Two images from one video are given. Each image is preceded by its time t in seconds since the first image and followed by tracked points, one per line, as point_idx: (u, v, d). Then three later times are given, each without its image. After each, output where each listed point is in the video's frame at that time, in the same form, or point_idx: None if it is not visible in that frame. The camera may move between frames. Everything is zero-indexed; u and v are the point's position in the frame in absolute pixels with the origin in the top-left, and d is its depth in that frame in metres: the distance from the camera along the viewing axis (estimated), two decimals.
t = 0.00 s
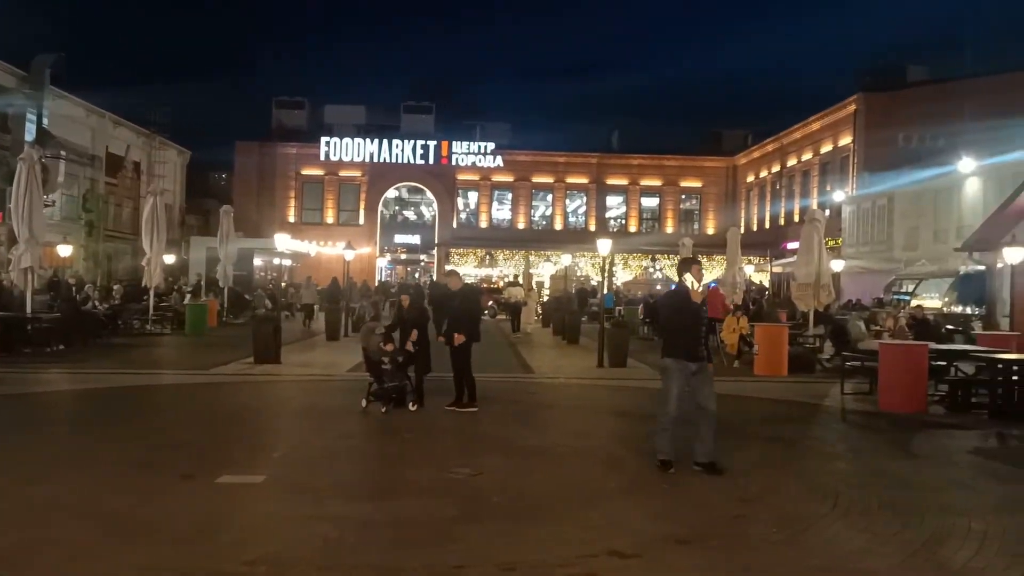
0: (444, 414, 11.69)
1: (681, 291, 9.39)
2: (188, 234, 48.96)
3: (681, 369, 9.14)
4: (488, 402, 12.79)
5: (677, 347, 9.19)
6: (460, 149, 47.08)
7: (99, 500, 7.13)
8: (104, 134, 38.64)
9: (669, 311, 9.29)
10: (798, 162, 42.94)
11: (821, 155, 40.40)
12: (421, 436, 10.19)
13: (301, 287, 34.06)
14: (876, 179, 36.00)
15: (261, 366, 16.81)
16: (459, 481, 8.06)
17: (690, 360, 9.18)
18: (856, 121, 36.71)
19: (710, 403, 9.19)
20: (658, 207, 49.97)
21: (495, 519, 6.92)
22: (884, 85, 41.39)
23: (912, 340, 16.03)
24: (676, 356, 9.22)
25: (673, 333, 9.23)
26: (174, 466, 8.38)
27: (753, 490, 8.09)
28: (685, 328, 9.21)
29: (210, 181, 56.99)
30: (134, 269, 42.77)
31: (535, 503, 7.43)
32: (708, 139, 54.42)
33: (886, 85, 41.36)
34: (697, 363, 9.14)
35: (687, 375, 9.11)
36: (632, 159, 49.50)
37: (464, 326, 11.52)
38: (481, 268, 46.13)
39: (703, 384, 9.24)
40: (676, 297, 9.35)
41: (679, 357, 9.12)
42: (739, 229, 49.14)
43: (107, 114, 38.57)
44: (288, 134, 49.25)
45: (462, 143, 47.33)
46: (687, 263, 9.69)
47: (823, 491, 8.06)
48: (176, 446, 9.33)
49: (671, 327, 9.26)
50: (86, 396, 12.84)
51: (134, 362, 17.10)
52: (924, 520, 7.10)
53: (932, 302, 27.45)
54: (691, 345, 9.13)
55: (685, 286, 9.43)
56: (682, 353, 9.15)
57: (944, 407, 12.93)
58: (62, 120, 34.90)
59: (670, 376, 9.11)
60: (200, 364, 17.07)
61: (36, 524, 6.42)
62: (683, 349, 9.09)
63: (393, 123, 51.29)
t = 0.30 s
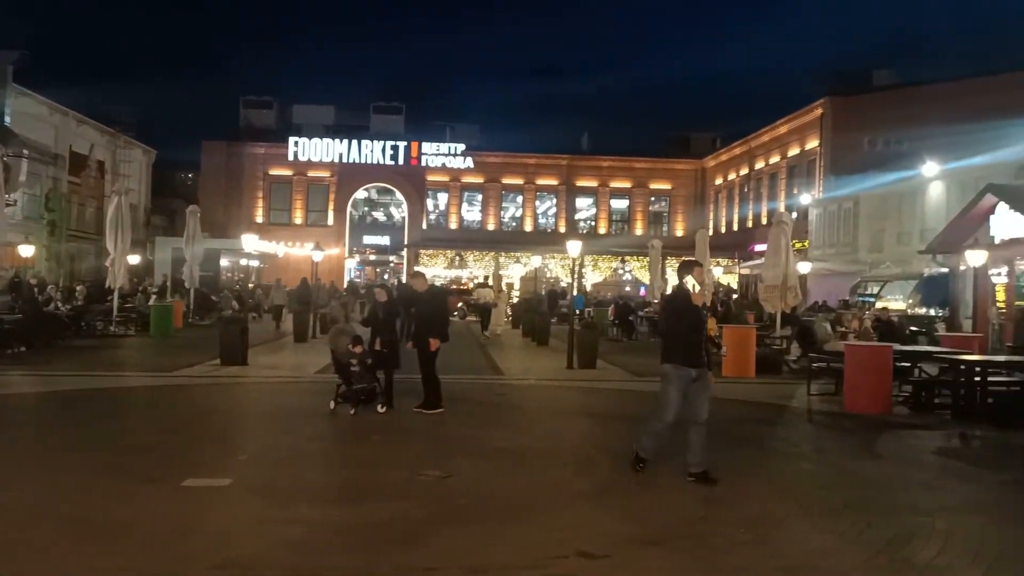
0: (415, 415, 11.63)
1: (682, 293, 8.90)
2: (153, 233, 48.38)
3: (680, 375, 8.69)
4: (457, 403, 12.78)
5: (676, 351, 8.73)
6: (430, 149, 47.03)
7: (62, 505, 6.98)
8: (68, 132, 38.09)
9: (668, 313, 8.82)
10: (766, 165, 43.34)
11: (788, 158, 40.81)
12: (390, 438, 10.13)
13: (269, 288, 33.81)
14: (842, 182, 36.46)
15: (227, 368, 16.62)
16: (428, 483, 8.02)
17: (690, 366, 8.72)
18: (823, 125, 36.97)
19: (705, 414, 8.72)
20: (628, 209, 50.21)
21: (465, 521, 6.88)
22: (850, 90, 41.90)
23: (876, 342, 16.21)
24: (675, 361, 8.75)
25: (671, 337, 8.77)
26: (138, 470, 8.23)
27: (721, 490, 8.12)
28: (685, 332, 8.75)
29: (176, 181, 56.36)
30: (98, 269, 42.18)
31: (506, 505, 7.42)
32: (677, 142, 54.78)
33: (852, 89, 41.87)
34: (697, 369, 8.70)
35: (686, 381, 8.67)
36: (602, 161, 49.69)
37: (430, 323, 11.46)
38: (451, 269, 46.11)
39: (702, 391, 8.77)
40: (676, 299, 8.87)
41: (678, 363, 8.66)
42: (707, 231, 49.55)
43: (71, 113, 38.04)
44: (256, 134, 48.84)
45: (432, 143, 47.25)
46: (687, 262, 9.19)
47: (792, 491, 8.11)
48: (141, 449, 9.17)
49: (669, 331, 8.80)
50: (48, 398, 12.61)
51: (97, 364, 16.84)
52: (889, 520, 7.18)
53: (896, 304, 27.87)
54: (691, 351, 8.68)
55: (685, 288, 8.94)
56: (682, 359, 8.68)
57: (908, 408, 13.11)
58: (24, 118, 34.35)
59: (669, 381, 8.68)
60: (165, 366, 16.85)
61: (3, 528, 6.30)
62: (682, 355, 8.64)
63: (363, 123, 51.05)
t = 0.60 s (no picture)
0: (359, 417, 11.56)
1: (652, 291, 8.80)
2: (87, 232, 47.19)
3: (654, 375, 8.61)
4: (399, 404, 12.74)
5: (649, 351, 8.65)
6: (373, 149, 47.22)
7: None
8: None
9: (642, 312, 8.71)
10: (706, 167, 44.01)
11: (728, 161, 41.51)
12: (332, 440, 10.06)
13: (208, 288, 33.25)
14: (781, 185, 37.31)
15: (164, 371, 16.30)
16: (370, 485, 8.00)
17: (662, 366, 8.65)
18: (764, 128, 37.61)
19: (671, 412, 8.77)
20: (571, 210, 50.55)
21: (407, 523, 6.89)
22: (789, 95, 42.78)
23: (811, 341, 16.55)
24: (647, 361, 8.68)
25: (644, 337, 8.67)
26: (70, 476, 8.04)
27: (661, 489, 8.24)
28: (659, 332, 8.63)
29: (111, 178, 55.06)
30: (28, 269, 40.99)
31: (447, 505, 7.43)
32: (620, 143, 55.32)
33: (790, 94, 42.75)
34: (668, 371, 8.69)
35: (662, 380, 8.60)
36: (546, 163, 49.94)
37: (370, 326, 11.42)
38: (394, 270, 45.93)
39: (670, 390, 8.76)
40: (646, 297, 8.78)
41: (653, 362, 8.57)
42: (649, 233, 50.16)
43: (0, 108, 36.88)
44: (195, 131, 47.97)
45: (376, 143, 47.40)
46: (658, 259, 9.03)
47: (728, 488, 8.28)
48: (73, 454, 8.96)
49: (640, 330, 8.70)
50: None
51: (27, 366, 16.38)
52: (819, 514, 7.39)
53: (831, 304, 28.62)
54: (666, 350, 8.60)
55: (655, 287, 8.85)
56: (655, 359, 8.60)
57: (840, 407, 13.50)
58: None
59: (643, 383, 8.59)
60: (99, 368, 16.46)
61: None
62: (658, 354, 8.56)
63: (305, 121, 50.50)
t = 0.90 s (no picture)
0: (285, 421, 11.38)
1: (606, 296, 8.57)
2: None
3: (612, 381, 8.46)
4: (324, 406, 12.59)
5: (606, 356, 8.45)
6: (301, 147, 46.54)
7: None
8: None
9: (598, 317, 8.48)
10: (634, 171, 44.61)
11: (655, 165, 42.21)
12: (254, 444, 9.89)
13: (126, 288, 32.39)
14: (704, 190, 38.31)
15: (77, 373, 15.81)
16: (295, 490, 7.89)
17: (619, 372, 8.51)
18: (688, 134, 38.56)
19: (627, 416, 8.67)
20: (501, 211, 50.73)
21: (333, 527, 6.82)
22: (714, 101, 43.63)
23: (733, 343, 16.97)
24: (605, 367, 8.48)
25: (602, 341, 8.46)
26: None
27: (587, 489, 8.32)
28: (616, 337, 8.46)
29: (23, 174, 53.15)
30: None
31: (372, 508, 7.39)
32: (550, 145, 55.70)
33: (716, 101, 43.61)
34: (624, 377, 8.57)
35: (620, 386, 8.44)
36: (476, 164, 50.02)
37: (292, 330, 11.21)
38: (321, 270, 45.45)
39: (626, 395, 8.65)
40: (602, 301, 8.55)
41: (611, 368, 8.38)
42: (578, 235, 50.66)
43: None
44: (113, 126, 46.63)
45: (303, 141, 46.69)
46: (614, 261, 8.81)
47: (654, 488, 8.39)
48: None
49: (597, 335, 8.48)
50: None
51: None
52: (737, 511, 7.55)
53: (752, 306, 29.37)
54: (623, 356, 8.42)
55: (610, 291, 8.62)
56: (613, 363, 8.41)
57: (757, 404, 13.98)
58: None
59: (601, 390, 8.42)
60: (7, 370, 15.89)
61: None
62: (615, 360, 8.37)
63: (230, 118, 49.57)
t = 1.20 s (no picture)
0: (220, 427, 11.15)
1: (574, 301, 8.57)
2: None
3: (576, 387, 8.47)
4: (258, 412, 12.39)
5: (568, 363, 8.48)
6: (235, 147, 45.09)
7: None
8: None
9: (562, 324, 8.49)
10: (573, 177, 44.89)
11: (594, 171, 42.59)
12: (184, 451, 9.67)
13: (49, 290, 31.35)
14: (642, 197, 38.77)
15: None
16: (226, 497, 7.73)
17: (582, 378, 8.54)
18: (626, 142, 39.09)
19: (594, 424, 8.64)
20: (441, 215, 50.59)
21: (265, 535, 6.70)
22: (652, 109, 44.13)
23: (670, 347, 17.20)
24: (567, 374, 8.49)
25: (566, 348, 8.48)
26: None
27: (522, 493, 8.33)
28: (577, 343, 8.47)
29: None
30: None
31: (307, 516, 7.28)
32: (489, 150, 55.71)
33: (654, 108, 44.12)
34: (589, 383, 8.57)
35: (581, 393, 8.44)
36: (415, 167, 49.81)
37: (201, 333, 10.95)
38: (255, 273, 44.67)
39: (590, 403, 8.65)
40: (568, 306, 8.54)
41: (574, 375, 8.41)
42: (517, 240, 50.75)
43: None
44: (38, 123, 45.15)
45: (237, 141, 45.28)
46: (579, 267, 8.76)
47: (588, 491, 8.44)
48: None
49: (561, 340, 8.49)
50: None
51: None
52: (671, 514, 7.63)
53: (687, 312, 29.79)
54: (586, 364, 8.44)
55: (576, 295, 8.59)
56: (575, 370, 8.43)
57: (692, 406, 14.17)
58: None
59: (564, 397, 8.41)
60: None
61: None
62: (577, 368, 8.39)
63: (162, 117, 48.46)
